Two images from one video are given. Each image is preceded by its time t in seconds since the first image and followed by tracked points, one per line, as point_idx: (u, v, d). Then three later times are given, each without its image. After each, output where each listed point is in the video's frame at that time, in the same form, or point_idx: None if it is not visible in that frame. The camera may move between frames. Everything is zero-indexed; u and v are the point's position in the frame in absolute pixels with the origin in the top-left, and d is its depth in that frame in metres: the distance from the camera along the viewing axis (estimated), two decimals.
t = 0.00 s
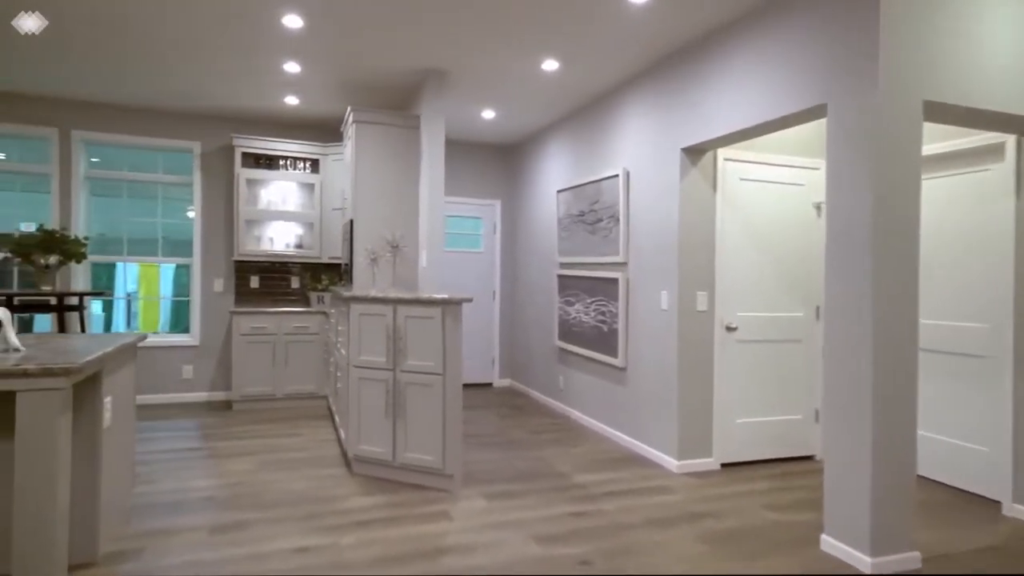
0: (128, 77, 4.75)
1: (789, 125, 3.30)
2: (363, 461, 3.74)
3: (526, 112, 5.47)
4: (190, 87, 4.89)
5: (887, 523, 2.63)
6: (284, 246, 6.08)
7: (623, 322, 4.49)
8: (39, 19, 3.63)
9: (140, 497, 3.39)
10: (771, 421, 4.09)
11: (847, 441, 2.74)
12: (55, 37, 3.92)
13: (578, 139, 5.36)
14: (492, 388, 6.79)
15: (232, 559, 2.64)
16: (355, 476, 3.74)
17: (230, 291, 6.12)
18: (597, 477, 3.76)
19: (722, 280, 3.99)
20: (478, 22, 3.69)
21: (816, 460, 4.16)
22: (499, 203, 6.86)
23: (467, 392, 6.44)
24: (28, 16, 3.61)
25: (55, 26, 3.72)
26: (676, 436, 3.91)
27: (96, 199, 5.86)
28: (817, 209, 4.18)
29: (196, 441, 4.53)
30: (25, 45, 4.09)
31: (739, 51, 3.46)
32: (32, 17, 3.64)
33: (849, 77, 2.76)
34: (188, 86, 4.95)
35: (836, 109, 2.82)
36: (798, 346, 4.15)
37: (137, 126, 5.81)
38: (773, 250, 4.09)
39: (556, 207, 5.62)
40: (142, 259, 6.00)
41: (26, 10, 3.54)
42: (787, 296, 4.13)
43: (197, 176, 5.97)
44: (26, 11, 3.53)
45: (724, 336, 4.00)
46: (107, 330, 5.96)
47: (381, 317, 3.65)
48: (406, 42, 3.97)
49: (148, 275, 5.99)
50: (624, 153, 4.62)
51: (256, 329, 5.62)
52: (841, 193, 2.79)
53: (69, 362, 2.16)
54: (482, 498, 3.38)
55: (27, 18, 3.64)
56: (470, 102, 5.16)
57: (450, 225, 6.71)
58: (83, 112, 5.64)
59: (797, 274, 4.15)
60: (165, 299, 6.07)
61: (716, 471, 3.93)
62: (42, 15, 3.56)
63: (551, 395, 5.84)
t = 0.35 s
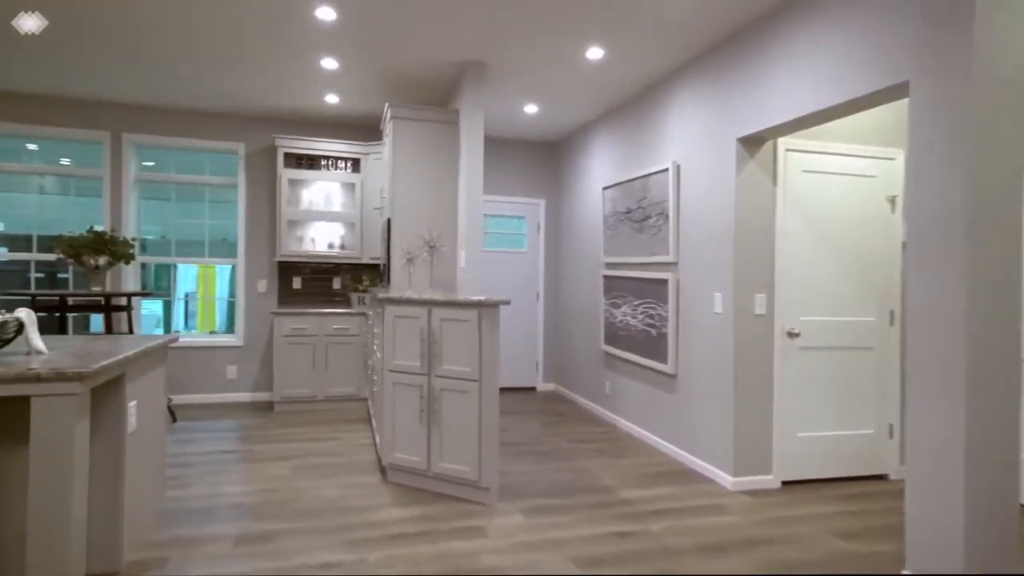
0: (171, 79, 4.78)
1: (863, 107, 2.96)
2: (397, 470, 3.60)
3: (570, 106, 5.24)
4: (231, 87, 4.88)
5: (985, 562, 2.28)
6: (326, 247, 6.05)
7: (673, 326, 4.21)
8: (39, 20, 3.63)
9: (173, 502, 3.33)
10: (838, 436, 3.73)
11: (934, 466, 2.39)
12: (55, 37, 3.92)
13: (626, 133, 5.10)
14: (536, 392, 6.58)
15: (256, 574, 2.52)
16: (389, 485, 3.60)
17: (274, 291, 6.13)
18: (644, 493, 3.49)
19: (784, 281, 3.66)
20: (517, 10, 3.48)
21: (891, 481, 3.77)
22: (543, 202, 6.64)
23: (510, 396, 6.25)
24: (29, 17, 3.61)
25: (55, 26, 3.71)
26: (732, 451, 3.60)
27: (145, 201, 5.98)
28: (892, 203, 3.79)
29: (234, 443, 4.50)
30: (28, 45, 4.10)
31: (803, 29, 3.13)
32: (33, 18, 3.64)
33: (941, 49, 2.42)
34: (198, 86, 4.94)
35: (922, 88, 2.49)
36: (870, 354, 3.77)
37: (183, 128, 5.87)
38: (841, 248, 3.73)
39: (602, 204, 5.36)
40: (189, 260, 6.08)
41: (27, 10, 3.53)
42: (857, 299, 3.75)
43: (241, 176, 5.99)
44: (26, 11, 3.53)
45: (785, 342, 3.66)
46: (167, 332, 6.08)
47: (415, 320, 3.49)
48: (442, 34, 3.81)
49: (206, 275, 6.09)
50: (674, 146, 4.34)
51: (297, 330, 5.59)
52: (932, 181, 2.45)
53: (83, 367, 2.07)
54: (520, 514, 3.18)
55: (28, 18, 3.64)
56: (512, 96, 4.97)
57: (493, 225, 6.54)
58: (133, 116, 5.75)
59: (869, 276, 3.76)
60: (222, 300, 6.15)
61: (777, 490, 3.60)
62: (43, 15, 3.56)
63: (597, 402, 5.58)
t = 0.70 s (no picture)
0: (213, 81, 4.80)
1: (947, 84, 2.61)
2: (431, 479, 3.44)
3: (616, 97, 4.98)
4: (271, 87, 4.87)
5: None
6: (367, 248, 6.00)
7: (727, 331, 3.90)
8: (39, 20, 3.63)
9: (206, 506, 3.28)
10: (917, 455, 3.34)
11: None
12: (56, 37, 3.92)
13: (675, 125, 4.80)
14: (582, 398, 6.33)
15: None
16: (423, 495, 3.45)
17: (317, 293, 6.12)
18: (695, 512, 3.21)
19: (853, 282, 3.30)
20: None
21: (980, 506, 3.34)
22: (588, 200, 6.39)
23: (554, 402, 6.03)
24: (29, 17, 3.61)
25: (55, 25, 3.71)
26: (794, 469, 3.27)
27: (194, 204, 6.07)
28: (980, 195, 3.37)
29: (273, 446, 4.46)
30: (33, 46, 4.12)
31: None
32: (33, 18, 3.64)
33: None
34: (200, 86, 4.97)
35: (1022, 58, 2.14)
36: (954, 364, 3.36)
37: (229, 131, 5.93)
38: (920, 245, 3.34)
39: (650, 201, 5.08)
40: (235, 261, 6.14)
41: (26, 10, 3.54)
42: (939, 302, 3.36)
43: (285, 179, 6.01)
44: (26, 11, 3.54)
45: (855, 350, 3.30)
46: (225, 333, 6.14)
47: (448, 322, 3.33)
48: (478, 23, 3.64)
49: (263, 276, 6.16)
50: (728, 136, 4.03)
51: (338, 332, 5.54)
52: None
53: (94, 371, 2.00)
54: (558, 531, 2.95)
55: (28, 18, 3.64)
56: (554, 88, 4.76)
57: (537, 225, 6.33)
58: (182, 120, 5.84)
59: (953, 276, 3.36)
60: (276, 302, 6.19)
61: (846, 513, 3.25)
62: (42, 15, 3.56)
63: (646, 409, 5.29)
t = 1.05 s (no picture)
0: (256, 81, 4.80)
1: None
2: (467, 491, 3.27)
3: (668, 86, 4.69)
4: (312, 85, 4.84)
5: None
6: (412, 248, 5.90)
7: (791, 337, 3.55)
8: (39, 19, 3.65)
9: (239, 512, 3.22)
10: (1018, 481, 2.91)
11: None
12: (55, 37, 3.94)
13: (734, 113, 4.46)
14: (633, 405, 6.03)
15: None
16: (459, 507, 3.28)
17: (362, 294, 6.08)
18: (754, 538, 2.90)
19: (940, 283, 2.91)
20: None
21: None
22: (640, 197, 6.09)
23: (603, 408, 5.76)
24: (29, 16, 3.62)
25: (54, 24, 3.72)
26: (868, 494, 2.91)
27: (245, 206, 6.15)
28: None
29: (313, 448, 4.40)
30: (36, 47, 4.13)
31: None
32: (33, 17, 3.65)
33: None
34: (200, 86, 5.00)
35: None
36: None
37: (277, 133, 5.97)
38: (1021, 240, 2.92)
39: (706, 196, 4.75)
40: (283, 262, 6.18)
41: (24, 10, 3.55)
42: None
43: (331, 180, 6.00)
44: (25, 11, 3.55)
45: (942, 360, 2.91)
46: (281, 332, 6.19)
47: (484, 326, 3.15)
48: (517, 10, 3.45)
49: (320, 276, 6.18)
50: (792, 123, 3.68)
51: (381, 333, 5.46)
52: None
53: (106, 376, 1.91)
54: (600, 555, 2.72)
55: (27, 18, 3.65)
56: (601, 78, 4.52)
57: (586, 223, 6.08)
58: (232, 123, 5.92)
59: None
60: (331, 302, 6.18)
61: (931, 546, 2.86)
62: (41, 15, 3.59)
63: (702, 419, 4.95)
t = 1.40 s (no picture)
0: (298, 79, 4.79)
1: None
2: (502, 503, 3.09)
3: (722, 73, 4.37)
4: (352, 83, 4.78)
5: None
6: (454, 248, 5.78)
7: (863, 343, 3.21)
8: (40, 20, 3.73)
9: (271, 517, 3.14)
10: None
11: None
12: (87, 38, 4.00)
13: (795, 99, 4.11)
14: (686, 413, 5.71)
15: None
16: (494, 520, 3.10)
17: (405, 295, 6.00)
18: (820, 568, 2.59)
19: None
20: None
21: None
22: (694, 193, 5.76)
23: (653, 416, 5.46)
24: (30, 17, 3.70)
25: (54, 25, 3.82)
26: (956, 525, 2.55)
27: (291, 206, 6.19)
28: None
29: (350, 452, 4.33)
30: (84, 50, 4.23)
31: None
32: (33, 19, 3.73)
33: None
34: (199, 86, 5.07)
35: None
36: None
37: (321, 133, 5.97)
38: None
39: (766, 190, 4.41)
40: (327, 263, 6.19)
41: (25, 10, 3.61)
42: None
43: (374, 179, 5.96)
44: (27, 11, 3.62)
45: None
46: (327, 333, 6.20)
47: (519, 328, 2.96)
48: None
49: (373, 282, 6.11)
50: (862, 106, 3.33)
51: (422, 335, 5.36)
52: None
53: (113, 379, 1.83)
54: None
55: (27, 19, 3.73)
56: (649, 66, 4.25)
57: (636, 221, 5.80)
58: (278, 124, 5.96)
59: None
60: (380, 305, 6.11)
61: None
62: (42, 15, 3.66)
63: (761, 431, 4.60)
